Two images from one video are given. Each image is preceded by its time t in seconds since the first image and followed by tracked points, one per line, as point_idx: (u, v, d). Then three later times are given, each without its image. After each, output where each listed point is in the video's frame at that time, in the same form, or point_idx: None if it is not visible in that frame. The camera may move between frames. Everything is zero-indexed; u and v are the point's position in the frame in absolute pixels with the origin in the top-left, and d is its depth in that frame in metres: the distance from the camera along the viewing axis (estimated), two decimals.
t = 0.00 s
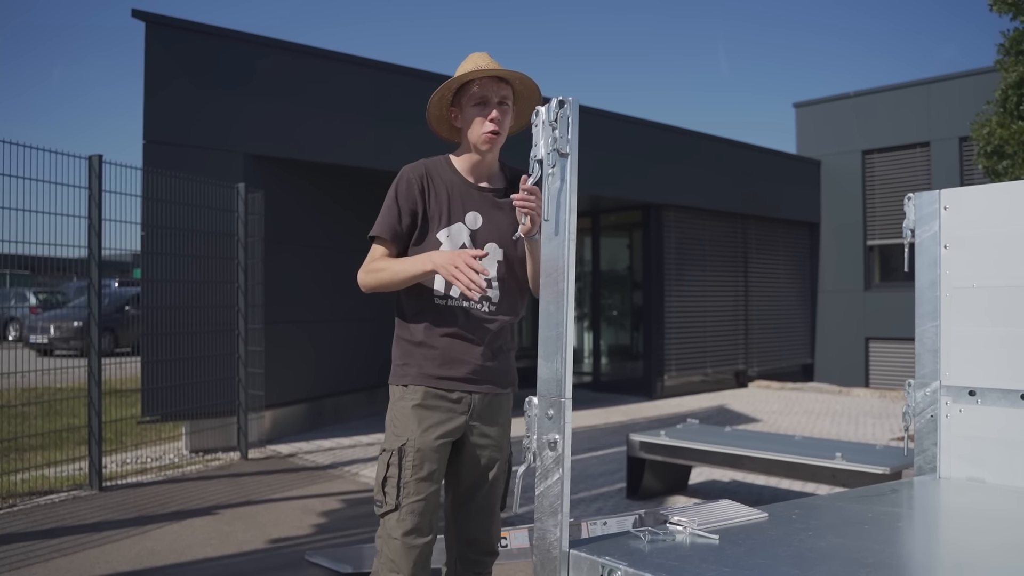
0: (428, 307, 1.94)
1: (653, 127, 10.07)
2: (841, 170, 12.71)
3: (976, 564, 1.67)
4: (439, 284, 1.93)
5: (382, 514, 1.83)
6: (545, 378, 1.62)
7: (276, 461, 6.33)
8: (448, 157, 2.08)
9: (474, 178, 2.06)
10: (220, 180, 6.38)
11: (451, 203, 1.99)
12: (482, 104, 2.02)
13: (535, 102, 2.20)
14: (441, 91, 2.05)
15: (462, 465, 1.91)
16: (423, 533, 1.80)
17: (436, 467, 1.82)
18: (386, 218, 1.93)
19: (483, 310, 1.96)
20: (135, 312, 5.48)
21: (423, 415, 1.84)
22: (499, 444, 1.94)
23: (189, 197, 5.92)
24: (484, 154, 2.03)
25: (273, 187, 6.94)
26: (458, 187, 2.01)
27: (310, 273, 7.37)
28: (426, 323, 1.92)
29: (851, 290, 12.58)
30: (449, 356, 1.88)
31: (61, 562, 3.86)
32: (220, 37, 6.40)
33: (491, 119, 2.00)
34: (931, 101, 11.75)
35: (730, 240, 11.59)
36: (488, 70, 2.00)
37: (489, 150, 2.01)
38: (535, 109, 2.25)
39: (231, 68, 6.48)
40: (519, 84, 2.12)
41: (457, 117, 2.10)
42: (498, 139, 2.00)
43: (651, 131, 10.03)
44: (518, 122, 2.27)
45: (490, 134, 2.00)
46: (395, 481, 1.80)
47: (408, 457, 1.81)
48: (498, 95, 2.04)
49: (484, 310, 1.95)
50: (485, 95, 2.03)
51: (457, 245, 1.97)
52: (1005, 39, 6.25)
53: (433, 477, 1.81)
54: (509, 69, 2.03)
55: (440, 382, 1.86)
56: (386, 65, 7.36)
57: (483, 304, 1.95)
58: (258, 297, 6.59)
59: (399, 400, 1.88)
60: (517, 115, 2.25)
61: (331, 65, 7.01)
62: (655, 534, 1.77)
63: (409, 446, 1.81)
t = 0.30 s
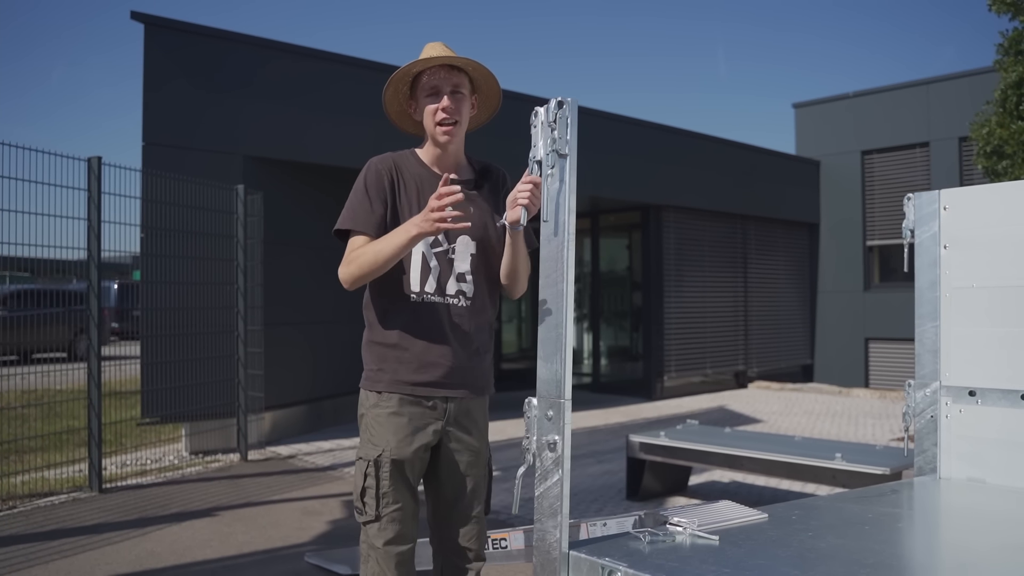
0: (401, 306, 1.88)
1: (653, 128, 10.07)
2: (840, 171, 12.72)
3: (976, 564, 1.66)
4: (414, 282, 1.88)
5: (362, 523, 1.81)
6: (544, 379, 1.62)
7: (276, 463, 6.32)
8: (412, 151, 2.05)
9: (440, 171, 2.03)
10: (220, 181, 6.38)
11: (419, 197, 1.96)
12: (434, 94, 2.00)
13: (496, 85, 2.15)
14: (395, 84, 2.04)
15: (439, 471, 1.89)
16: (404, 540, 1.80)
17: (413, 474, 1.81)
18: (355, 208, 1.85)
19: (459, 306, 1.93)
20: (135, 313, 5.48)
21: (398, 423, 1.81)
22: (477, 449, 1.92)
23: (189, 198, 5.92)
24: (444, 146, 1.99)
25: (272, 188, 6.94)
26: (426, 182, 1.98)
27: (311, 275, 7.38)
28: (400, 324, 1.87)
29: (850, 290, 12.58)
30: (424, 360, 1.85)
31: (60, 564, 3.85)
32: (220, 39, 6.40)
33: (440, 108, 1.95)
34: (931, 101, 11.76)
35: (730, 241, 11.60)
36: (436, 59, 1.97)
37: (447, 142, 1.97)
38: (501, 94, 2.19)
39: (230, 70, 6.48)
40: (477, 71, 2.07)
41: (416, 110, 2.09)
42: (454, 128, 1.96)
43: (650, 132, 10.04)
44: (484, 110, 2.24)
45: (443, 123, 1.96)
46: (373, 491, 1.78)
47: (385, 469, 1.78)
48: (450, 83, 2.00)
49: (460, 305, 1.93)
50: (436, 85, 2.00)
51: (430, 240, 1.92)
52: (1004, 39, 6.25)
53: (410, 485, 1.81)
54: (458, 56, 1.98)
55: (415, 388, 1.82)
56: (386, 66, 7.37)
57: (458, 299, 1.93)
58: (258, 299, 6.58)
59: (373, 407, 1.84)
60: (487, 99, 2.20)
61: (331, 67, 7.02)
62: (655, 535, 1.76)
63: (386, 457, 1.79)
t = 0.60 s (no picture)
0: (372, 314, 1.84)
1: (652, 129, 10.08)
2: (840, 171, 12.72)
3: (975, 564, 1.66)
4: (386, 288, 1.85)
5: (339, 535, 1.76)
6: (544, 380, 1.62)
7: (276, 465, 6.33)
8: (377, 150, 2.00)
9: (408, 173, 1.99)
10: (219, 184, 6.38)
11: (391, 200, 1.91)
12: (420, 97, 1.95)
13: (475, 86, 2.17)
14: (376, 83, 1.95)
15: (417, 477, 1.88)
16: (384, 551, 1.77)
17: (391, 484, 1.79)
18: (321, 221, 1.83)
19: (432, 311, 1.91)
20: (135, 315, 5.48)
21: (374, 434, 1.77)
22: (454, 453, 1.92)
23: (190, 201, 5.93)
24: (420, 151, 1.97)
25: (272, 190, 6.93)
26: (400, 184, 1.93)
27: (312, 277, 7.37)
28: (372, 331, 1.83)
29: (850, 290, 12.59)
30: (398, 367, 1.82)
31: (61, 566, 3.85)
32: (219, 41, 6.41)
33: (431, 115, 1.94)
34: (930, 101, 11.77)
35: (729, 241, 11.60)
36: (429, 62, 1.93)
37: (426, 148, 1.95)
38: (474, 95, 2.21)
39: (230, 72, 6.48)
40: (456, 73, 2.08)
41: (391, 109, 2.01)
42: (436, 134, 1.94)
43: (649, 133, 10.04)
44: (449, 111, 2.22)
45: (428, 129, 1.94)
46: (352, 504, 1.73)
47: (363, 481, 1.74)
48: (438, 87, 1.98)
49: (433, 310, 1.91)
50: (424, 88, 1.96)
51: (401, 245, 1.90)
52: (1002, 39, 6.26)
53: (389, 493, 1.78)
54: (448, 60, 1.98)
55: (391, 397, 1.79)
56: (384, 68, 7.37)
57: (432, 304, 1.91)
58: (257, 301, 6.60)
59: (346, 418, 1.79)
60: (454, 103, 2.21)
61: (330, 69, 7.02)
62: (655, 536, 1.76)
63: (364, 469, 1.74)
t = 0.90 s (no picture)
0: (357, 314, 1.83)
1: (651, 130, 10.08)
2: (839, 172, 12.72)
3: (975, 565, 1.66)
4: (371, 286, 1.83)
5: (334, 544, 1.74)
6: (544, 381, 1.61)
7: (275, 466, 6.32)
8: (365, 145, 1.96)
9: (394, 170, 1.98)
10: (219, 184, 6.39)
11: (376, 195, 1.90)
12: (428, 93, 1.95)
13: (466, 91, 2.21)
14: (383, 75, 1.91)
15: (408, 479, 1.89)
16: (380, 556, 1.76)
17: (384, 488, 1.78)
18: (309, 209, 1.78)
19: (416, 311, 1.91)
20: (134, 316, 5.48)
21: (366, 439, 1.76)
22: (444, 453, 1.93)
23: (189, 202, 5.92)
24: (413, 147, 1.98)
25: (271, 191, 6.93)
26: (386, 180, 1.92)
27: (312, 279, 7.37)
28: (359, 332, 1.82)
29: (849, 291, 12.59)
30: (386, 369, 1.81)
31: (60, 568, 3.84)
32: (219, 42, 6.41)
33: (438, 114, 1.96)
34: (928, 102, 11.78)
35: (728, 243, 11.60)
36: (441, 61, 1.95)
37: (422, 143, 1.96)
38: (457, 100, 2.24)
39: (229, 73, 6.48)
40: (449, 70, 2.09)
41: (390, 103, 1.96)
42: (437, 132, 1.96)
43: (648, 134, 10.03)
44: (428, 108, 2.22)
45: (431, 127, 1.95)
46: (347, 512, 1.72)
47: (357, 487, 1.73)
48: (442, 87, 1.99)
49: (417, 310, 1.91)
50: (431, 86, 1.96)
51: (386, 242, 1.89)
52: (1001, 40, 6.26)
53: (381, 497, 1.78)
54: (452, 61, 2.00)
55: (381, 399, 1.78)
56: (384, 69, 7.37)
57: (415, 304, 1.91)
58: (256, 302, 6.60)
59: (336, 424, 1.77)
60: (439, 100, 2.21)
61: (329, 70, 7.02)
62: (655, 537, 1.76)
63: (358, 475, 1.73)
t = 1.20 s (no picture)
0: (364, 304, 1.80)
1: (651, 131, 10.08)
2: (838, 173, 12.72)
3: (976, 567, 1.66)
4: (373, 280, 1.82)
5: (330, 547, 1.74)
6: (543, 382, 1.61)
7: (274, 467, 6.31)
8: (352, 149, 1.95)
9: (380, 170, 1.98)
10: (217, 186, 6.38)
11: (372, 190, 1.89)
12: (395, 88, 1.92)
13: (441, 71, 2.16)
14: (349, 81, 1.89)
15: (404, 484, 1.89)
16: (376, 560, 1.75)
17: (381, 492, 1.78)
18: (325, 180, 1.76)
19: (413, 309, 1.92)
20: (132, 317, 5.46)
21: (363, 441, 1.76)
22: (440, 457, 1.93)
23: (187, 203, 5.92)
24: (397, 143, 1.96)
25: (269, 192, 6.92)
26: (376, 177, 1.91)
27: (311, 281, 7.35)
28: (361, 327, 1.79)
29: (848, 292, 12.60)
30: (384, 368, 1.80)
31: (57, 569, 3.84)
32: (218, 43, 6.40)
33: (410, 105, 1.92)
34: (927, 103, 11.80)
35: (728, 244, 11.60)
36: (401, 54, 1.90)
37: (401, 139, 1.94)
38: (439, 84, 2.20)
39: (227, 74, 6.47)
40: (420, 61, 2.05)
41: (361, 105, 1.95)
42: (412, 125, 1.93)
43: (647, 135, 10.03)
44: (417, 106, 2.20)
45: (407, 121, 1.93)
46: (344, 515, 1.71)
47: (355, 490, 1.73)
48: (410, 78, 1.95)
49: (413, 306, 1.92)
50: (398, 79, 1.92)
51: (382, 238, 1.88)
52: (1000, 41, 6.26)
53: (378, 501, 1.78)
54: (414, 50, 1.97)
55: (379, 400, 1.78)
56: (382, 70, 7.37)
57: (411, 301, 1.91)
58: (255, 303, 6.59)
59: (333, 427, 1.77)
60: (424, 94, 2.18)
61: (328, 71, 7.02)
62: (655, 538, 1.76)
63: (355, 478, 1.73)
